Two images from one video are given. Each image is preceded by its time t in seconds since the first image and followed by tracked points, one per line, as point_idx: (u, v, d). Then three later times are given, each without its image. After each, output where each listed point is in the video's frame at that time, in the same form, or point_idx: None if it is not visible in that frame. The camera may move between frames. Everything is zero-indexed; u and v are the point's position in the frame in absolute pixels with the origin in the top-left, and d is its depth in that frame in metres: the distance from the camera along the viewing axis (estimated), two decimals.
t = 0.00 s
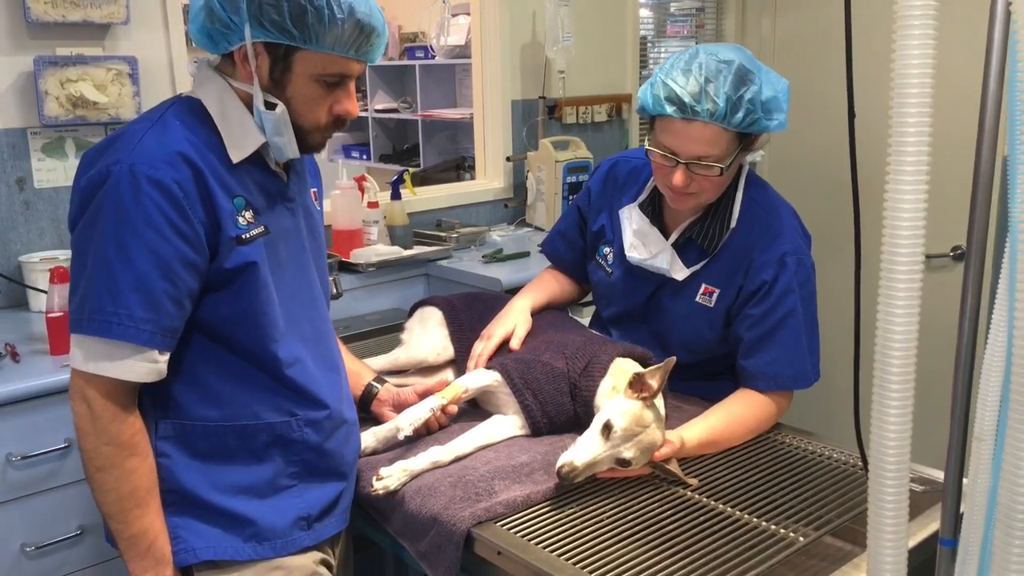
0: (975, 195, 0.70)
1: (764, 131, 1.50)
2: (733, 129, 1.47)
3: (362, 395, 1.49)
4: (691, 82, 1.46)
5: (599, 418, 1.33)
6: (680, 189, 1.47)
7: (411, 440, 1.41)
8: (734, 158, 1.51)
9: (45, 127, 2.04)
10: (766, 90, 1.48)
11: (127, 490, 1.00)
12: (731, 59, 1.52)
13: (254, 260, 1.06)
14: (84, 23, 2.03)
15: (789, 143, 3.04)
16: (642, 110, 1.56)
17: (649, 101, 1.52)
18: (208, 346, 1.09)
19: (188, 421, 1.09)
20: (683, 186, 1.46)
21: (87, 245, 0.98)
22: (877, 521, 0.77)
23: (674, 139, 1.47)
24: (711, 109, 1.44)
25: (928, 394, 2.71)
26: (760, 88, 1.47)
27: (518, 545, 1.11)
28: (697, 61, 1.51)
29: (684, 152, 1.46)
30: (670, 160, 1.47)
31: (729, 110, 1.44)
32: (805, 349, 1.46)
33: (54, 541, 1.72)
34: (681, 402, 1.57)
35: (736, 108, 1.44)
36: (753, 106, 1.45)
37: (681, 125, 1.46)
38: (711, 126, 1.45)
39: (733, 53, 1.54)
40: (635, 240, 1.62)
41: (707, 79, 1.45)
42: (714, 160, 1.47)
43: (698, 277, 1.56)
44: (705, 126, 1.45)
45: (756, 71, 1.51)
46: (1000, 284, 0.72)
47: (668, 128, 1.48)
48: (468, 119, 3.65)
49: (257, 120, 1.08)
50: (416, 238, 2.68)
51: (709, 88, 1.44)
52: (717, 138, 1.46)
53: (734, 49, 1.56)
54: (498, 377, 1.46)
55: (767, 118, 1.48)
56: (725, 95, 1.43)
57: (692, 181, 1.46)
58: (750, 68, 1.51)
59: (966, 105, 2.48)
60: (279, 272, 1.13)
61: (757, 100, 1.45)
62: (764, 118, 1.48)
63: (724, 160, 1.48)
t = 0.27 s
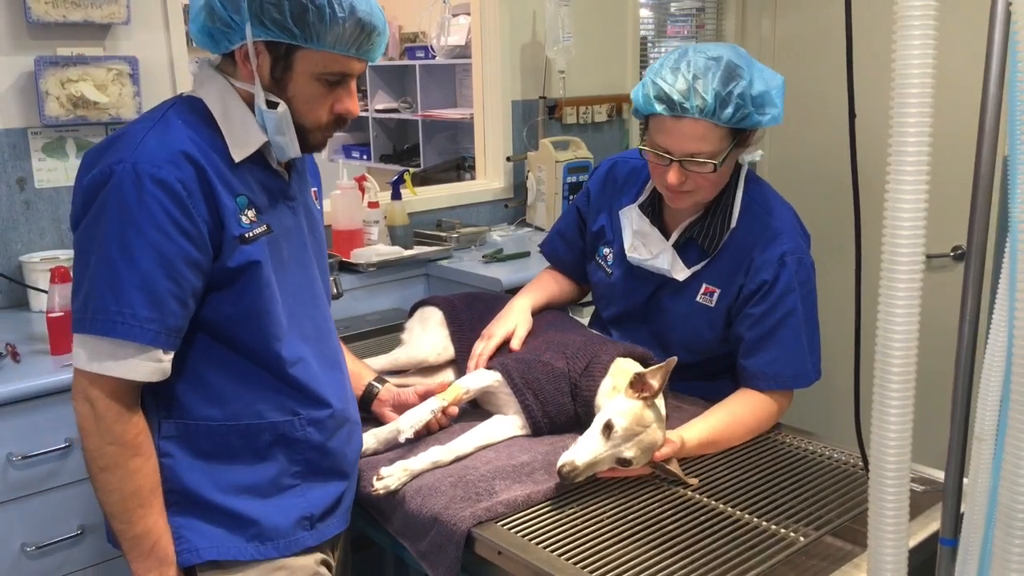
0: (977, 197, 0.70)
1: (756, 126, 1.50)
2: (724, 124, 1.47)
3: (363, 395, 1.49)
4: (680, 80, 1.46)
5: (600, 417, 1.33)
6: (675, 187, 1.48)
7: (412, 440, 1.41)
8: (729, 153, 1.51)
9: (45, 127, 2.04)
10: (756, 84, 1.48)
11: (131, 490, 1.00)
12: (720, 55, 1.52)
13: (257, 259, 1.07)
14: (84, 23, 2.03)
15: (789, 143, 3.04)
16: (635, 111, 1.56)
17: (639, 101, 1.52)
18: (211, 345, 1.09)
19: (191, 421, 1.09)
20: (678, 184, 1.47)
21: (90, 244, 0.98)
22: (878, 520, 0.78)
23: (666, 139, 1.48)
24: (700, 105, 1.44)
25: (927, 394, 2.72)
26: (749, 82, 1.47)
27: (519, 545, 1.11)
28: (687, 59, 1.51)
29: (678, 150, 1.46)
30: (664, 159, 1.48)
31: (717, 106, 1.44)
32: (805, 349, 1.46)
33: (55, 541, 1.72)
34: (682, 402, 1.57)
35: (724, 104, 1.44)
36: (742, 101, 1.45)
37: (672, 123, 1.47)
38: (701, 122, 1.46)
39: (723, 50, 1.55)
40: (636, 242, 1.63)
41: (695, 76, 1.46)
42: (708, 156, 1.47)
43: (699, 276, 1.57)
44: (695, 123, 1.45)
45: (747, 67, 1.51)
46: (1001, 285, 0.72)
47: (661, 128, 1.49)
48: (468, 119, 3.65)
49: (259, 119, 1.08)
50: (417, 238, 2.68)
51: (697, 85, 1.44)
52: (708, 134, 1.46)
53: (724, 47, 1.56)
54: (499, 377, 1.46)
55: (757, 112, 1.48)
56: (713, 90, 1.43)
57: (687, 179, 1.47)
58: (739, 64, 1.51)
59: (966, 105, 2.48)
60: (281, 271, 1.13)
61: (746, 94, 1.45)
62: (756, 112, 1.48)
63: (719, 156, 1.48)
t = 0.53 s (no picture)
0: (975, 198, 0.70)
1: (736, 117, 1.50)
2: (700, 119, 1.48)
3: (363, 395, 1.49)
4: (651, 81, 1.49)
5: (599, 418, 1.33)
6: (663, 185, 1.49)
7: (412, 441, 1.41)
8: (714, 146, 1.50)
9: (46, 128, 2.04)
10: (727, 78, 1.49)
11: (134, 492, 1.00)
12: (695, 54, 1.54)
13: (260, 261, 1.07)
14: (85, 24, 2.04)
15: (789, 143, 3.05)
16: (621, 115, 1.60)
17: (621, 106, 1.56)
18: (214, 346, 1.09)
19: (193, 422, 1.09)
20: (664, 183, 1.48)
21: (93, 246, 0.98)
22: (874, 521, 0.78)
23: (650, 141, 1.50)
24: (669, 102, 1.47)
25: (926, 394, 2.72)
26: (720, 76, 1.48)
27: (518, 545, 1.11)
28: (664, 60, 1.54)
29: (660, 149, 1.48)
30: (650, 160, 1.50)
31: (687, 101, 1.46)
32: (805, 349, 1.46)
33: (55, 542, 1.72)
34: (681, 403, 1.57)
35: (695, 97, 1.46)
36: (713, 92, 1.46)
37: (653, 124, 1.49)
38: (676, 118, 1.47)
39: (704, 49, 1.56)
40: (636, 243, 1.64)
41: (666, 75, 1.49)
42: (690, 152, 1.48)
43: (700, 276, 1.57)
44: (671, 121, 1.47)
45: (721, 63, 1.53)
46: (999, 287, 0.72)
47: (642, 131, 1.51)
48: (468, 120, 3.66)
49: (261, 121, 1.08)
50: (416, 239, 2.68)
51: (666, 84, 1.47)
52: (686, 129, 1.48)
53: (706, 46, 1.58)
54: (499, 377, 1.46)
55: (734, 104, 1.48)
56: (681, 87, 1.46)
57: (673, 177, 1.48)
58: (717, 60, 1.53)
59: (966, 105, 2.48)
60: (284, 273, 1.13)
61: (718, 87, 1.46)
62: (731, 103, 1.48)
63: (701, 150, 1.48)
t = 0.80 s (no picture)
0: (975, 198, 0.70)
1: (724, 113, 1.50)
2: (687, 117, 1.49)
3: (363, 395, 1.49)
4: (637, 82, 1.51)
5: (600, 419, 1.33)
6: (656, 185, 1.50)
7: (411, 441, 1.41)
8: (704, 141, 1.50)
9: (45, 128, 2.04)
10: (713, 75, 1.49)
11: (137, 494, 1.00)
12: (681, 53, 1.55)
13: (263, 262, 1.07)
14: (84, 23, 2.03)
15: (789, 143, 3.05)
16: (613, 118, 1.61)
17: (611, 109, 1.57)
18: (217, 348, 1.09)
19: (195, 423, 1.09)
20: (659, 183, 1.49)
21: (96, 247, 0.98)
22: (874, 522, 0.78)
23: (642, 141, 1.50)
24: (656, 103, 1.48)
25: (926, 394, 2.72)
26: (705, 73, 1.49)
27: (518, 545, 1.11)
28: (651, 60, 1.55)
29: (651, 149, 1.49)
30: (643, 161, 1.50)
31: (673, 100, 1.47)
32: (805, 349, 1.46)
33: (54, 542, 1.72)
34: (681, 403, 1.57)
35: (681, 96, 1.46)
36: (698, 91, 1.47)
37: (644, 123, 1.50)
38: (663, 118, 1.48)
39: (691, 48, 1.57)
40: (636, 243, 1.63)
41: (651, 76, 1.50)
42: (681, 150, 1.48)
43: (700, 276, 1.56)
44: (660, 121, 1.48)
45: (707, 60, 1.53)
46: (999, 287, 0.72)
47: (633, 132, 1.52)
48: (468, 120, 3.65)
49: (265, 122, 1.08)
50: (416, 239, 2.68)
51: (652, 84, 1.48)
52: (674, 127, 1.48)
53: (694, 45, 1.58)
54: (499, 378, 1.47)
55: (720, 100, 1.48)
56: (666, 86, 1.47)
57: (667, 176, 1.48)
58: (703, 58, 1.53)
59: (966, 105, 2.48)
60: (286, 273, 1.13)
61: (703, 84, 1.47)
62: (718, 100, 1.48)
63: (691, 147, 1.48)
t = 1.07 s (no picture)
0: (975, 195, 0.69)
1: (719, 109, 1.49)
2: (683, 113, 1.49)
3: (362, 396, 1.49)
4: (632, 78, 1.51)
5: (600, 420, 1.33)
6: (653, 182, 1.49)
7: (411, 442, 1.41)
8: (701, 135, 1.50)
9: (45, 128, 2.04)
10: (707, 70, 1.49)
11: (140, 495, 1.00)
12: (677, 50, 1.55)
13: (266, 263, 1.06)
14: (84, 23, 2.03)
15: (790, 143, 3.04)
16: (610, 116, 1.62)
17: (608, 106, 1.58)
18: (220, 349, 1.09)
19: (197, 424, 1.08)
20: (655, 180, 1.48)
21: (99, 248, 0.98)
22: (876, 523, 0.77)
23: (638, 138, 1.50)
24: (651, 99, 1.48)
25: (927, 395, 2.72)
26: (699, 68, 1.49)
27: (518, 546, 1.11)
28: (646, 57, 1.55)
29: (647, 146, 1.48)
30: (640, 159, 1.50)
31: (668, 96, 1.47)
32: (806, 348, 1.45)
33: (54, 542, 1.72)
34: (681, 403, 1.57)
35: (675, 92, 1.47)
36: (693, 86, 1.47)
37: (640, 120, 1.50)
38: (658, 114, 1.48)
39: (687, 45, 1.57)
40: (636, 243, 1.63)
41: (646, 72, 1.50)
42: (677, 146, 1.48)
43: (700, 276, 1.56)
44: (657, 119, 1.48)
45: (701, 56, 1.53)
46: (1000, 288, 0.72)
47: (629, 130, 1.52)
48: (468, 120, 3.65)
49: (267, 122, 1.08)
50: (417, 239, 2.67)
51: (646, 80, 1.49)
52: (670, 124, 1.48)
53: (690, 42, 1.58)
54: (498, 379, 1.47)
55: (716, 95, 1.48)
56: (660, 82, 1.47)
57: (664, 173, 1.48)
58: (698, 54, 1.53)
59: (967, 104, 2.48)
60: (287, 274, 1.13)
61: (697, 79, 1.47)
62: (712, 95, 1.48)
63: (687, 142, 1.48)
